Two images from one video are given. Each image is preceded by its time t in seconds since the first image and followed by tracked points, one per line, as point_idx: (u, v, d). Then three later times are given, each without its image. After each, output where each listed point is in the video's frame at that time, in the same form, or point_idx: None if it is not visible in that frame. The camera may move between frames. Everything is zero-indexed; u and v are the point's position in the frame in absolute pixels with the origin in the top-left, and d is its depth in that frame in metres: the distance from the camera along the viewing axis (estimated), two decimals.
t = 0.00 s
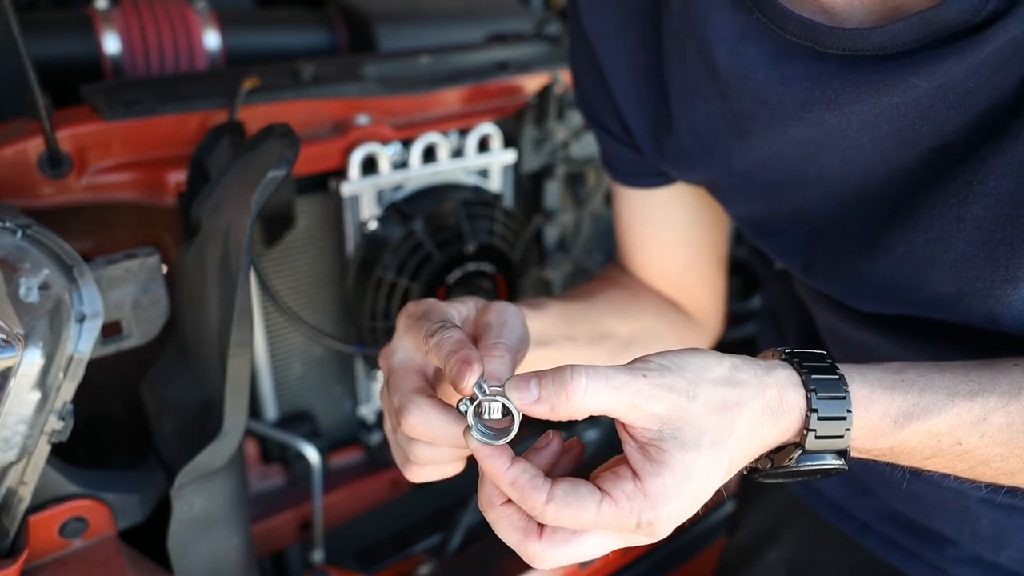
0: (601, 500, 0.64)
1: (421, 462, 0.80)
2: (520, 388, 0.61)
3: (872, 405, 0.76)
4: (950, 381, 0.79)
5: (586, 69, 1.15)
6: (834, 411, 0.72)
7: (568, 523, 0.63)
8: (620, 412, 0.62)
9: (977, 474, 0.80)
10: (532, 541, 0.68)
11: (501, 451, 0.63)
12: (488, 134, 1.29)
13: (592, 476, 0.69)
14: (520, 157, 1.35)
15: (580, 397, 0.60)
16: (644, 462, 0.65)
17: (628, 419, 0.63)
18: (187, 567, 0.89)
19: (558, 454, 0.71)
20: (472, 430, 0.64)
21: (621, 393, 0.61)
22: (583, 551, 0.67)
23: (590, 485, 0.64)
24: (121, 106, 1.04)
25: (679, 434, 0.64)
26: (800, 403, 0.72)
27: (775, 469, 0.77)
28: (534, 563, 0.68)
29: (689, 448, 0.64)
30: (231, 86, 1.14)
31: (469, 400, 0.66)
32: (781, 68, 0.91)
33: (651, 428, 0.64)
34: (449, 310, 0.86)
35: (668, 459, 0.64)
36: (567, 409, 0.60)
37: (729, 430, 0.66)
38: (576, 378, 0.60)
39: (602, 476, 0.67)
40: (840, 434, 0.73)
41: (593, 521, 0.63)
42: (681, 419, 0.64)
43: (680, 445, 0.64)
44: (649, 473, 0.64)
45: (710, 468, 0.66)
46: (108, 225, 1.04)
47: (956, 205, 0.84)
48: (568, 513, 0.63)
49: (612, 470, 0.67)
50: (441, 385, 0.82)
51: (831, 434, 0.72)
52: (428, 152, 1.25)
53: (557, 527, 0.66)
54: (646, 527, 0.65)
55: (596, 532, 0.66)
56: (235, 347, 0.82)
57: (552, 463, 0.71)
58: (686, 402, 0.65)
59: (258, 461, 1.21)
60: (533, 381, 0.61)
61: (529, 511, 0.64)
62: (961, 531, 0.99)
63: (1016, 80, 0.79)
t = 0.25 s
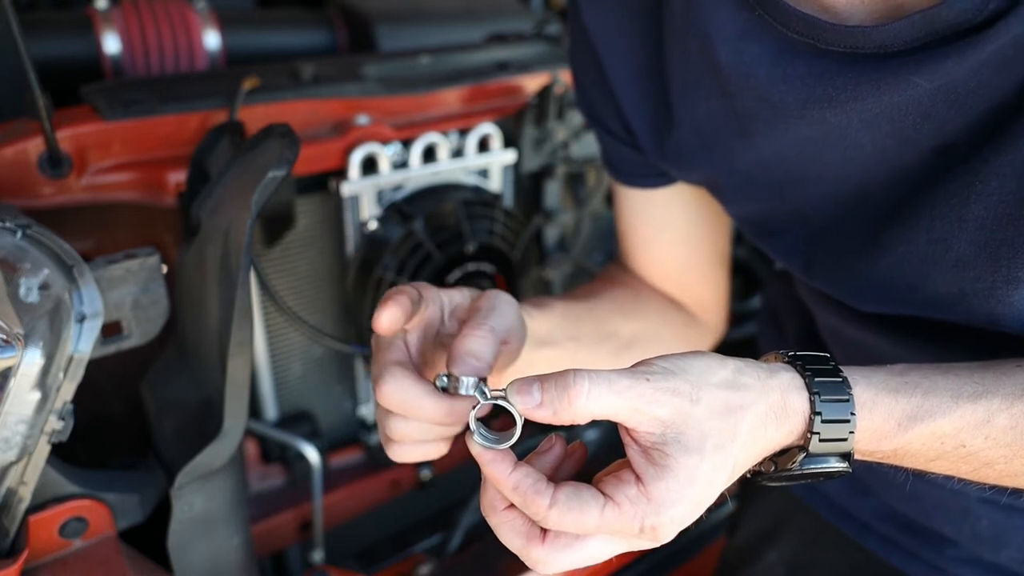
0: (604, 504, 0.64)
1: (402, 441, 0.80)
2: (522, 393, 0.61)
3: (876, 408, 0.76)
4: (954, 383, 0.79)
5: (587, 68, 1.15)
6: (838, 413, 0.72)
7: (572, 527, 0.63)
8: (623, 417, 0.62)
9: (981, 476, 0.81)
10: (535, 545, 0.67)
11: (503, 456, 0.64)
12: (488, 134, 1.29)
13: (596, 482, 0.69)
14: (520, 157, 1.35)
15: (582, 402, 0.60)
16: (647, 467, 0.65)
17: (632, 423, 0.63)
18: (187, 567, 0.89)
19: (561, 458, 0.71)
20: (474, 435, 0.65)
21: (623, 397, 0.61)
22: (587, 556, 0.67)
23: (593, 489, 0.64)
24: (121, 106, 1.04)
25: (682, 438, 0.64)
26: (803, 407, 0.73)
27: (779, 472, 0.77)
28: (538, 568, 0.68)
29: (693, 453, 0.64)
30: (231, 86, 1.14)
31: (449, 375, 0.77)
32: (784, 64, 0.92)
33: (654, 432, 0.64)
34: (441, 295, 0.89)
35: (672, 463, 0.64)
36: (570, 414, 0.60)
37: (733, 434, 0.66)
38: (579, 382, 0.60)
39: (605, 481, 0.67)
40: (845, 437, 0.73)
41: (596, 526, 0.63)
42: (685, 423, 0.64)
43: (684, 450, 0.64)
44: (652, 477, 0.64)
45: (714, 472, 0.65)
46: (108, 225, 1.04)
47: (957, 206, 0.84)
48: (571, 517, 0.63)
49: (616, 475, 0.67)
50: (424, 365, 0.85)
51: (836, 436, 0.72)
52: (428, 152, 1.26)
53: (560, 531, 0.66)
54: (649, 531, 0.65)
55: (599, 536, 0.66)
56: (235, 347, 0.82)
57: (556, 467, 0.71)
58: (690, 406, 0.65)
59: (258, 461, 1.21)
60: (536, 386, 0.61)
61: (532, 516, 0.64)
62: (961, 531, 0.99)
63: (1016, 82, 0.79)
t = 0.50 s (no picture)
0: (600, 507, 0.64)
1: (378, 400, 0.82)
2: (518, 398, 0.60)
3: (873, 411, 0.75)
4: (951, 385, 0.79)
5: (587, 67, 1.15)
6: (834, 416, 0.72)
7: (568, 530, 0.64)
8: (619, 420, 0.62)
9: (977, 478, 0.81)
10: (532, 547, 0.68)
11: (501, 459, 0.64)
12: (488, 134, 1.29)
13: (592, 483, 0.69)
14: (520, 157, 1.35)
15: (579, 406, 0.60)
16: (643, 469, 0.64)
17: (627, 427, 0.63)
18: (187, 567, 0.89)
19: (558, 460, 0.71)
20: (472, 439, 0.63)
21: (619, 402, 0.61)
22: (584, 558, 0.67)
23: (589, 492, 0.64)
24: (121, 106, 1.04)
25: (678, 442, 0.64)
26: (800, 408, 0.72)
27: (776, 473, 0.77)
28: (534, 570, 0.69)
29: (688, 456, 0.64)
30: (231, 86, 1.14)
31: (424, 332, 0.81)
32: (784, 52, 0.93)
33: (650, 436, 0.64)
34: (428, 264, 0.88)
35: (667, 466, 0.63)
36: (566, 418, 0.60)
37: (728, 437, 0.66)
38: (575, 386, 0.60)
39: (601, 483, 0.67)
40: (841, 440, 0.73)
41: (592, 529, 0.64)
42: (681, 426, 0.64)
43: (680, 453, 0.64)
44: (648, 480, 0.64)
45: (710, 475, 0.65)
46: (109, 225, 1.04)
47: (955, 206, 0.84)
48: (567, 520, 0.63)
49: (612, 477, 0.67)
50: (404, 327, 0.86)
51: (831, 439, 0.72)
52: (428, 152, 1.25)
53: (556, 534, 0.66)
54: (645, 534, 0.65)
55: (596, 539, 0.66)
56: (236, 347, 0.82)
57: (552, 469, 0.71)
58: (686, 409, 0.64)
59: (258, 461, 1.21)
60: (532, 390, 0.60)
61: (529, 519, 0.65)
62: (962, 531, 0.99)
63: (1017, 79, 0.78)
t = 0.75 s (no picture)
0: (588, 497, 0.64)
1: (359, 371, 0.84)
2: (510, 389, 0.60)
3: (862, 406, 0.76)
4: (940, 382, 0.79)
5: (587, 68, 1.15)
6: (822, 410, 0.72)
7: (557, 520, 0.64)
8: (608, 412, 0.62)
9: (965, 474, 0.80)
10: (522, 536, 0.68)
11: (491, 449, 0.64)
12: (488, 135, 1.29)
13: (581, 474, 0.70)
14: (520, 157, 1.35)
15: (569, 398, 0.59)
16: (632, 461, 0.64)
17: (617, 419, 0.63)
18: (187, 567, 0.89)
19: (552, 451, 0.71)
20: (464, 428, 0.64)
21: (609, 394, 0.61)
22: (573, 548, 0.67)
23: (578, 483, 0.65)
24: (121, 106, 1.04)
25: (667, 433, 0.64)
26: (789, 402, 0.72)
27: (765, 467, 0.76)
28: (524, 560, 0.69)
29: (677, 448, 0.64)
30: (231, 86, 1.14)
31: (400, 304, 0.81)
32: (781, 48, 0.93)
33: (639, 427, 0.64)
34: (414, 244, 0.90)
35: (655, 458, 0.64)
36: (557, 410, 0.60)
37: (716, 429, 0.66)
38: (565, 378, 0.60)
39: (590, 474, 0.67)
40: (829, 434, 0.73)
41: (581, 519, 0.64)
42: (670, 418, 0.64)
43: (668, 445, 0.64)
44: (636, 471, 0.64)
45: (698, 467, 0.66)
46: (109, 225, 1.04)
47: (950, 204, 0.83)
48: (556, 510, 0.63)
49: (600, 469, 0.67)
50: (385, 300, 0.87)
51: (818, 433, 0.72)
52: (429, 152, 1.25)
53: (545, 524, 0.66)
54: (632, 524, 0.65)
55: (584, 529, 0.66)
56: (236, 347, 0.82)
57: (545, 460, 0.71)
58: (675, 401, 0.64)
59: (258, 461, 1.21)
60: (523, 381, 0.60)
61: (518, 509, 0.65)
62: (962, 531, 0.99)
63: (1012, 76, 0.79)
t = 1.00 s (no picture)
0: (591, 498, 0.63)
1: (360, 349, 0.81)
2: (512, 390, 0.60)
3: (863, 405, 0.76)
4: (942, 381, 0.79)
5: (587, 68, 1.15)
6: (826, 410, 0.72)
7: (560, 522, 0.63)
8: (611, 413, 0.62)
9: (966, 474, 0.80)
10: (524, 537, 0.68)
11: (494, 450, 0.64)
12: (488, 134, 1.29)
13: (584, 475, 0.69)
14: (520, 157, 1.35)
15: (572, 399, 0.59)
16: (635, 462, 0.64)
17: (620, 419, 0.62)
18: (187, 567, 0.89)
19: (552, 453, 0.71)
20: (466, 430, 0.64)
21: (612, 395, 0.61)
22: (576, 548, 0.67)
23: (581, 484, 0.64)
24: (121, 106, 1.04)
25: (670, 434, 0.64)
26: (790, 402, 0.72)
27: (766, 467, 0.76)
28: (527, 562, 0.68)
29: (680, 448, 0.64)
30: (231, 86, 1.14)
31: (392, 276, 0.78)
32: (783, 41, 0.93)
33: (642, 428, 0.64)
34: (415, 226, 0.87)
35: (659, 459, 0.64)
36: (559, 411, 0.60)
37: (719, 429, 0.66)
38: (567, 379, 0.59)
39: (593, 475, 0.67)
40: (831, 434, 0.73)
41: (584, 520, 0.63)
42: (673, 418, 0.64)
43: (672, 445, 0.64)
44: (640, 472, 0.64)
45: (702, 466, 0.66)
46: (108, 225, 1.04)
47: (953, 201, 0.83)
48: (559, 512, 0.63)
49: (604, 470, 0.67)
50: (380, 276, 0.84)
51: (822, 433, 0.72)
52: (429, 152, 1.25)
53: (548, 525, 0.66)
54: (636, 525, 0.65)
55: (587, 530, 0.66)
56: (236, 347, 0.82)
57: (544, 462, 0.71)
58: (677, 402, 0.64)
59: (258, 461, 1.21)
60: (526, 383, 0.60)
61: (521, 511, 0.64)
62: (962, 530, 0.99)
63: (1013, 74, 0.79)
